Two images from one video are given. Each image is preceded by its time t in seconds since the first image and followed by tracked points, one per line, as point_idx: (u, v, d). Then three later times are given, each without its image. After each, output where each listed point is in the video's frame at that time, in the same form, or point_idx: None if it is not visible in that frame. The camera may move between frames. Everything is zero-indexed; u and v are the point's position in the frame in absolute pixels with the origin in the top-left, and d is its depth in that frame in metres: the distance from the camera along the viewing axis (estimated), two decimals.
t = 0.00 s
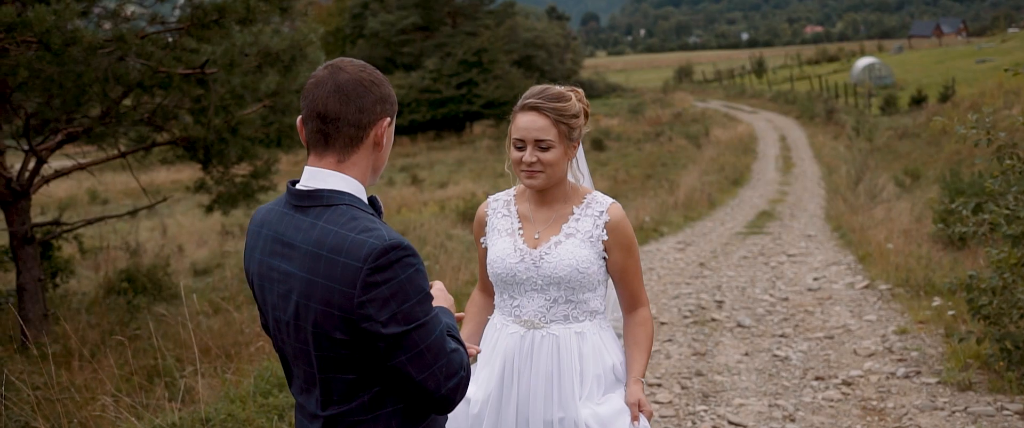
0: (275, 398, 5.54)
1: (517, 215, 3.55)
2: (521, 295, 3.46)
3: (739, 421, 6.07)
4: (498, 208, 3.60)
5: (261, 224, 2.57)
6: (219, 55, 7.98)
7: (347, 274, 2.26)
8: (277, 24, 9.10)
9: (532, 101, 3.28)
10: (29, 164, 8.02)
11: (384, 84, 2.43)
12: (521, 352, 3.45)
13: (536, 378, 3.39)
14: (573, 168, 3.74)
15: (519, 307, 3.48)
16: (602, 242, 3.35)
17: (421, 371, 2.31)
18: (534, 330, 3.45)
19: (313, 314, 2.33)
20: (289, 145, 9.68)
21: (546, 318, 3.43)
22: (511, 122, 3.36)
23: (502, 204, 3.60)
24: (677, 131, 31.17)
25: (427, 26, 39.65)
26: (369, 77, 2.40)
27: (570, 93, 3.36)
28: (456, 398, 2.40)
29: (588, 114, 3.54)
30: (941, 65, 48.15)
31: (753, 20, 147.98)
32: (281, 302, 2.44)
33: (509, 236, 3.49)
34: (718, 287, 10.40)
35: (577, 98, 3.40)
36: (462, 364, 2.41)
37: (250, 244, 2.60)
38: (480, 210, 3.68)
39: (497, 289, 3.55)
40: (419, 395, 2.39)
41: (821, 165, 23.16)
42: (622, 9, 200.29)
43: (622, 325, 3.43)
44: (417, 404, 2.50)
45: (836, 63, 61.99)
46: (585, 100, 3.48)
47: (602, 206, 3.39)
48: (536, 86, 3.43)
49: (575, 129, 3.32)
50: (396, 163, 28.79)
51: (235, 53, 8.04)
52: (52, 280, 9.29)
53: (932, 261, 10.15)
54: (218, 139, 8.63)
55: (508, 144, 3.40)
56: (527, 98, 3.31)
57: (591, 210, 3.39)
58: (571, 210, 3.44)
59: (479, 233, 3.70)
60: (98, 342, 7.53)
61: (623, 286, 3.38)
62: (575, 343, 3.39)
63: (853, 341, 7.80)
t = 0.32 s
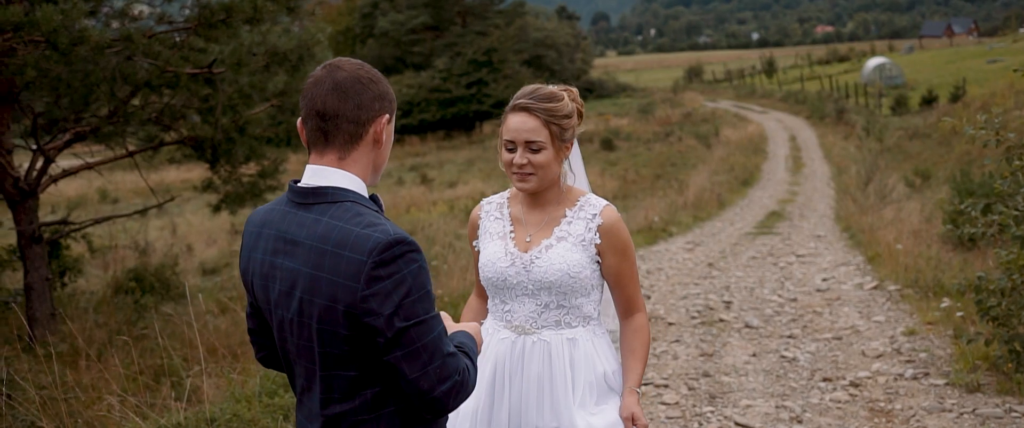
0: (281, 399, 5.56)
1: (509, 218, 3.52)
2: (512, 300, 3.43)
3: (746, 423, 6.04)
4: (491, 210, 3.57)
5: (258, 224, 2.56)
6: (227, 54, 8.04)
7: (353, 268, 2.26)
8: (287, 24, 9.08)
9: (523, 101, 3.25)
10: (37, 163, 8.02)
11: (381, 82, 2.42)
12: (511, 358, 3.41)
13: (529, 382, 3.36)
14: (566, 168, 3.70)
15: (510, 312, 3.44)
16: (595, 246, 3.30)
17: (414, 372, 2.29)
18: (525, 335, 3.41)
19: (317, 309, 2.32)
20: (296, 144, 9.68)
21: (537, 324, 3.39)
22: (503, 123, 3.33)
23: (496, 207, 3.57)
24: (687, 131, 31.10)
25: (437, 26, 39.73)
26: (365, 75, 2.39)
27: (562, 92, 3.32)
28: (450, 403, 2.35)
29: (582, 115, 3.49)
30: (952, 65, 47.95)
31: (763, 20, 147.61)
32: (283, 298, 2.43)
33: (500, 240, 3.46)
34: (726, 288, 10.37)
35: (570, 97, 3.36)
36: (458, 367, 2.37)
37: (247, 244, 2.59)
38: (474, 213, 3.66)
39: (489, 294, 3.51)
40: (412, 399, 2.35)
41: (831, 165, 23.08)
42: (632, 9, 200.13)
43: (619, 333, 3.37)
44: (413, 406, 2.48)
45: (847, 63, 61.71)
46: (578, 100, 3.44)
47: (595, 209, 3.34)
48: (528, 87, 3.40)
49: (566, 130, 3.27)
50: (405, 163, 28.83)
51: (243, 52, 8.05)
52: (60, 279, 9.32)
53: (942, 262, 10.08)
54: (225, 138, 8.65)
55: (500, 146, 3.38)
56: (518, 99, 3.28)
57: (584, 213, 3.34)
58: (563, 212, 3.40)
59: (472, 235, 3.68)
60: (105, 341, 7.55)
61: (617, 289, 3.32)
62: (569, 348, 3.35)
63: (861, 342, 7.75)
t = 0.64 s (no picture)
0: (288, 398, 5.57)
1: (495, 227, 3.47)
2: (498, 310, 3.37)
3: (753, 423, 6.02)
4: (477, 220, 3.53)
5: (259, 224, 2.55)
6: (235, 53, 8.04)
7: (359, 264, 2.25)
8: (296, 23, 9.07)
9: (506, 110, 3.15)
10: (46, 162, 8.05)
11: (377, 79, 2.41)
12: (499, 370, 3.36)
13: (520, 392, 3.31)
14: (552, 175, 3.63)
15: (496, 323, 3.38)
16: (583, 255, 3.25)
17: (416, 369, 2.27)
18: (513, 346, 3.35)
19: (322, 306, 2.31)
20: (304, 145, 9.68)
21: (524, 335, 3.33)
22: (485, 132, 3.25)
23: (482, 216, 3.53)
24: (697, 131, 31.02)
25: (447, 25, 39.76)
26: (364, 73, 2.39)
27: (547, 98, 3.23)
28: (451, 404, 2.32)
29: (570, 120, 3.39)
30: (965, 65, 47.69)
31: (775, 20, 147.06)
32: (286, 297, 2.42)
33: (487, 249, 3.41)
34: (736, 288, 10.33)
35: (556, 103, 3.26)
36: (459, 367, 2.34)
37: (247, 245, 2.58)
38: (460, 223, 3.61)
39: (475, 305, 3.46)
40: (414, 398, 2.33)
41: (842, 165, 22.98)
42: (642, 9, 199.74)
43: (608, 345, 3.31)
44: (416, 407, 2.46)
45: (858, 64, 61.42)
46: (565, 105, 3.33)
47: (583, 217, 3.29)
48: (512, 93, 3.30)
49: (552, 137, 3.17)
50: (414, 163, 28.87)
51: (250, 52, 8.08)
52: (68, 277, 9.37)
53: (952, 263, 9.99)
54: (234, 138, 8.66)
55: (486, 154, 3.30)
56: (501, 106, 3.19)
57: (572, 221, 3.29)
58: (551, 221, 3.34)
59: (458, 245, 3.63)
60: (113, 340, 7.57)
61: (607, 298, 3.26)
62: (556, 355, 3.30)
63: (870, 343, 7.70)
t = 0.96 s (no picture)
0: (295, 397, 5.58)
1: (475, 236, 3.43)
2: (479, 322, 3.33)
3: (762, 424, 5.98)
4: (456, 229, 3.49)
5: (259, 224, 2.55)
6: (246, 52, 8.08)
7: (363, 260, 2.24)
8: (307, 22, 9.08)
9: (482, 115, 3.10)
10: (55, 161, 8.07)
11: (378, 76, 2.40)
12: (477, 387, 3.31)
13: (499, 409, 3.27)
14: (530, 180, 3.59)
15: (477, 335, 3.33)
16: (564, 264, 3.23)
17: (417, 366, 2.26)
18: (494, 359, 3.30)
19: (327, 303, 2.30)
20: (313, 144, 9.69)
21: (504, 347, 3.28)
22: (461, 138, 3.19)
23: (461, 225, 3.48)
24: (709, 131, 30.92)
25: (459, 25, 39.77)
26: (365, 70, 2.38)
27: (522, 102, 3.18)
28: (451, 405, 2.30)
29: (546, 124, 3.35)
30: (978, 65, 47.42)
31: (787, 20, 146.53)
32: (290, 293, 2.41)
33: (466, 260, 3.38)
34: (746, 288, 10.28)
35: (531, 107, 3.22)
36: (460, 366, 2.31)
37: (249, 243, 2.57)
38: (439, 232, 3.57)
39: (455, 316, 3.41)
40: (416, 397, 2.31)
41: (854, 165, 22.86)
42: (654, 9, 199.31)
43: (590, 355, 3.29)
44: (419, 404, 2.45)
45: (870, 64, 61.12)
46: (541, 109, 3.29)
47: (564, 224, 3.27)
48: (487, 98, 3.25)
49: (529, 141, 3.13)
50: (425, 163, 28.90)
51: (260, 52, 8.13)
52: (78, 276, 9.41)
53: (965, 264, 9.91)
54: (243, 137, 8.66)
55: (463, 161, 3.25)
56: (476, 112, 3.14)
57: (552, 228, 3.27)
58: (531, 229, 3.32)
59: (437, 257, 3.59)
60: (121, 339, 7.61)
61: (586, 307, 3.24)
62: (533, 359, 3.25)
63: (881, 344, 7.64)
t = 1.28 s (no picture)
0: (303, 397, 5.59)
1: (455, 231, 3.38)
2: (459, 317, 3.27)
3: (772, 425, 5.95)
4: (436, 224, 3.44)
5: (262, 223, 2.55)
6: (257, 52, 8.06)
7: (367, 260, 2.24)
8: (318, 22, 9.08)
9: (458, 110, 2.99)
10: (67, 160, 8.11)
11: (382, 75, 2.40)
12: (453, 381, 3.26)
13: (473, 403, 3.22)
14: (511, 174, 3.55)
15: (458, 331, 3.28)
16: (546, 256, 3.20)
17: (419, 366, 2.25)
18: (475, 354, 3.25)
19: (330, 302, 2.30)
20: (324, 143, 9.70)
21: (487, 342, 3.23)
22: (438, 133, 3.10)
23: (440, 220, 3.44)
24: (722, 131, 30.84)
25: (472, 24, 39.76)
26: (369, 69, 2.38)
27: (499, 94, 3.07)
28: (454, 404, 2.29)
29: (524, 114, 3.24)
30: (993, 65, 47.17)
31: (800, 20, 145.98)
32: (293, 293, 2.40)
33: (446, 254, 3.32)
34: (757, 289, 10.23)
35: (508, 99, 3.11)
36: (462, 367, 2.29)
37: (250, 242, 2.57)
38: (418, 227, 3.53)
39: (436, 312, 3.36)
40: (419, 396, 2.31)
41: (867, 165, 22.75)
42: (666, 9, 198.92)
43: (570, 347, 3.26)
44: (421, 403, 2.45)
45: (884, 64, 60.87)
46: (518, 100, 3.18)
47: (545, 216, 3.24)
48: (462, 91, 3.13)
49: (507, 135, 3.03)
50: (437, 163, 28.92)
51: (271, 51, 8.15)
52: (90, 275, 9.46)
53: (977, 265, 9.83)
54: (254, 136, 8.66)
55: (440, 156, 3.14)
56: (453, 107, 3.02)
57: (534, 221, 3.23)
58: (513, 222, 3.28)
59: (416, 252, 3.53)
60: (132, 338, 7.64)
61: (568, 300, 3.22)
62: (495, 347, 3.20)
63: (892, 345, 7.59)
